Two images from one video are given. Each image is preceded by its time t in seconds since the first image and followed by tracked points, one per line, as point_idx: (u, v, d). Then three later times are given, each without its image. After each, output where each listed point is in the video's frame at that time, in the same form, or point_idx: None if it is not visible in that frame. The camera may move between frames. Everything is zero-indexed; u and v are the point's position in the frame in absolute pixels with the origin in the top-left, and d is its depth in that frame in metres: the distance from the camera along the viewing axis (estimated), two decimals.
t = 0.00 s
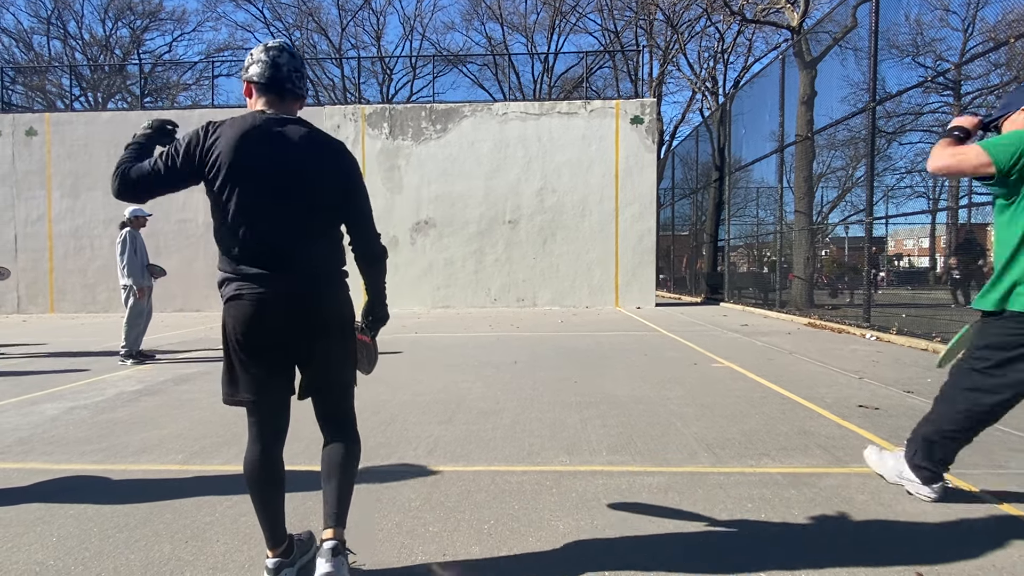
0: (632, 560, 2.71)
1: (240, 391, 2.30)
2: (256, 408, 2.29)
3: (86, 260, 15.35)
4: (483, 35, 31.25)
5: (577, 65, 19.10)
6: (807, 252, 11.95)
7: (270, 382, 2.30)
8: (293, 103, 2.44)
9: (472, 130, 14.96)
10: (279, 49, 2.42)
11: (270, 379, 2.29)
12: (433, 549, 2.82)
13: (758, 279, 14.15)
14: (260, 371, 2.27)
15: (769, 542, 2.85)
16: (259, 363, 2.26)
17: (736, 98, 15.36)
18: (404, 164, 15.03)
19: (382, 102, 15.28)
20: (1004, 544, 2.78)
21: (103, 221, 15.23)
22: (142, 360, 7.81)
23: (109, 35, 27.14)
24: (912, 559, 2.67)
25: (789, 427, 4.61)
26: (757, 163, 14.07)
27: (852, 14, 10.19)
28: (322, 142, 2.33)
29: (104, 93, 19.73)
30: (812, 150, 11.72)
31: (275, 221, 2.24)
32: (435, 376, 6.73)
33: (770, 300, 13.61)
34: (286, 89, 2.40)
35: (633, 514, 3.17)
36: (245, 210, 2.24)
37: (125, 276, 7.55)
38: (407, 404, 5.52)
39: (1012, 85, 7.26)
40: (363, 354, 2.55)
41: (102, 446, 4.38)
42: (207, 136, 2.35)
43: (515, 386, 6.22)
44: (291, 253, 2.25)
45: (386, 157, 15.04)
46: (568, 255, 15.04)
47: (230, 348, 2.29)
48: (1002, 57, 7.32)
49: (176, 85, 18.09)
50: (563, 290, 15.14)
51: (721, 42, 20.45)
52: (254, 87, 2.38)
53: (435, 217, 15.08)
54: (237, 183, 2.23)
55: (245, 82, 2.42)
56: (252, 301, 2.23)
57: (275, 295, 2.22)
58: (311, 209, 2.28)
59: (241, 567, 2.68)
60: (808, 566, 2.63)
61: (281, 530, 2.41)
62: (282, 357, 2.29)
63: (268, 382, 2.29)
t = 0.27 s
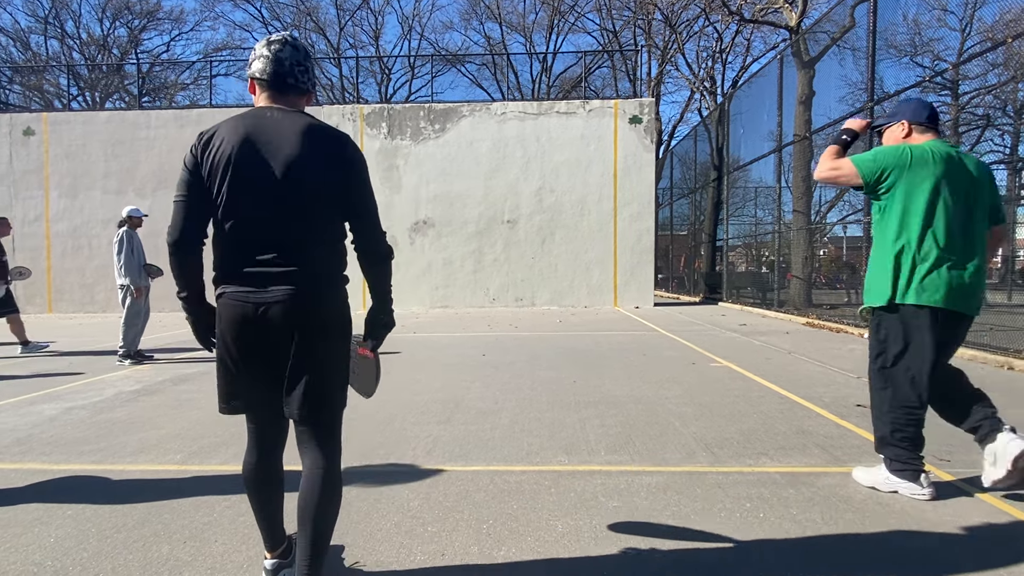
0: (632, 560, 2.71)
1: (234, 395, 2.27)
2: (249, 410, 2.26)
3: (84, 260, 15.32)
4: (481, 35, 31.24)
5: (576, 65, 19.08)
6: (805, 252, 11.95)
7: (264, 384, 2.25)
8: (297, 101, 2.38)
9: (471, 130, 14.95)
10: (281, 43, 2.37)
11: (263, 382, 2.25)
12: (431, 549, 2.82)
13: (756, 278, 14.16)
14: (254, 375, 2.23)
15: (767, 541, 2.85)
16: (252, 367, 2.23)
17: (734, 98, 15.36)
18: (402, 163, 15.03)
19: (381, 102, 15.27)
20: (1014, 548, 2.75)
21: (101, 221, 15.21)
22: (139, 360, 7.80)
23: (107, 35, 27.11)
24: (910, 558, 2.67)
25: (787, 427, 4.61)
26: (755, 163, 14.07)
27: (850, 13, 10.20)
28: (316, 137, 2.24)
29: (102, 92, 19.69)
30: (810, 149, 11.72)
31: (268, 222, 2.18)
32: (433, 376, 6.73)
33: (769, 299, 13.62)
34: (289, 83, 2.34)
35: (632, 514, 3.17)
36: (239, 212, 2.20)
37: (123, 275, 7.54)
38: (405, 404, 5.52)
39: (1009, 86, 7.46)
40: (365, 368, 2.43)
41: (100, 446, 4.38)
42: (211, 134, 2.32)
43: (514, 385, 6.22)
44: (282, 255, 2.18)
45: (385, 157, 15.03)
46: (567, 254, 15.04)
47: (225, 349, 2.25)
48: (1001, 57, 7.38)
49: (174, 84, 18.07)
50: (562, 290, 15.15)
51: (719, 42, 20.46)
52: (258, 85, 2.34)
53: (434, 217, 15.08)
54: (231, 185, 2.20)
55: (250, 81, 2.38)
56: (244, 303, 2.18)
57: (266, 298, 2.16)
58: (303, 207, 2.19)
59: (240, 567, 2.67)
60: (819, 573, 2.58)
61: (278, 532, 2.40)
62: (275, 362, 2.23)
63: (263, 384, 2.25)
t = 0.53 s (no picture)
0: (630, 560, 2.71)
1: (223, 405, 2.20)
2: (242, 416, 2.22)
3: (81, 260, 15.29)
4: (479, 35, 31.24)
5: (574, 65, 19.10)
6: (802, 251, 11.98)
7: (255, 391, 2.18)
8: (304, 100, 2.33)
9: (469, 130, 14.95)
10: (284, 41, 2.32)
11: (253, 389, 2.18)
12: (429, 549, 2.82)
13: (754, 278, 14.18)
14: (245, 383, 2.17)
15: (765, 541, 2.86)
16: (243, 374, 2.16)
17: (732, 98, 15.37)
18: (400, 163, 15.02)
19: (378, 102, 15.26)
20: (1010, 547, 2.75)
21: (98, 221, 15.18)
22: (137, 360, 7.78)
23: (104, 35, 27.07)
24: (906, 558, 2.68)
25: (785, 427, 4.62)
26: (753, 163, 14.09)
27: (847, 14, 10.22)
28: (316, 134, 2.14)
29: (99, 92, 19.66)
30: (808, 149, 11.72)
31: (264, 222, 2.10)
32: (431, 377, 6.73)
33: (766, 299, 13.65)
34: (295, 83, 2.30)
35: (630, 514, 3.17)
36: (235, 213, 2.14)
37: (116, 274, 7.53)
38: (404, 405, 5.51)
39: (1006, 85, 7.53)
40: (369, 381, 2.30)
41: (96, 447, 4.37)
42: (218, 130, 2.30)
43: (512, 386, 6.22)
44: (275, 258, 2.08)
45: (383, 157, 15.01)
46: (565, 254, 15.05)
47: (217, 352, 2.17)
48: (997, 57, 7.41)
49: (171, 84, 18.03)
50: (560, 290, 15.16)
51: (717, 42, 20.48)
52: (265, 86, 2.30)
53: (432, 217, 15.07)
54: (230, 185, 2.15)
55: (256, 82, 2.35)
56: (234, 306, 2.10)
57: (258, 302, 2.07)
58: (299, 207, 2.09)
59: (238, 568, 2.67)
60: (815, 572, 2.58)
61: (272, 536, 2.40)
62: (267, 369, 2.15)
63: (254, 391, 2.18)
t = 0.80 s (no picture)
0: (627, 561, 2.72)
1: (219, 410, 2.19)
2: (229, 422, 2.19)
3: (77, 261, 15.25)
4: (477, 36, 31.23)
5: (571, 66, 19.09)
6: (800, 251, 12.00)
7: (244, 395, 2.16)
8: (299, 91, 2.31)
9: (466, 130, 14.95)
10: (279, 28, 2.30)
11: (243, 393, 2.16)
12: (427, 550, 2.82)
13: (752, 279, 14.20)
14: (234, 385, 2.15)
15: (762, 542, 2.86)
16: (232, 376, 2.15)
17: (729, 98, 15.38)
18: (398, 164, 15.01)
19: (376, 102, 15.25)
20: (1005, 547, 2.76)
21: (95, 221, 15.14)
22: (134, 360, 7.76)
23: (100, 35, 27.02)
24: (902, 558, 2.69)
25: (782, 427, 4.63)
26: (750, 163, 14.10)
27: (844, 14, 10.25)
28: (300, 129, 2.11)
29: (95, 93, 19.61)
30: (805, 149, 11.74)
31: (254, 220, 2.09)
32: (430, 377, 6.73)
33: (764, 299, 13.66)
34: (290, 72, 2.28)
35: (628, 515, 3.17)
36: (223, 211, 2.14)
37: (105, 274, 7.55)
38: (402, 405, 5.51)
39: (1001, 85, 7.53)
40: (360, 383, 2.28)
41: (93, 449, 4.36)
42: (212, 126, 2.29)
43: (510, 386, 6.22)
44: (261, 257, 2.07)
45: (380, 157, 15.01)
46: (562, 254, 15.05)
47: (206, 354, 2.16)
48: (993, 57, 7.42)
49: (168, 85, 17.99)
50: (558, 291, 15.16)
51: (714, 42, 20.50)
52: (260, 76, 2.29)
53: (430, 217, 15.07)
54: (218, 183, 2.15)
55: (251, 71, 2.34)
56: (221, 306, 2.09)
57: (245, 303, 2.06)
58: (282, 204, 2.07)
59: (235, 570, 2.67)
60: (812, 572, 2.59)
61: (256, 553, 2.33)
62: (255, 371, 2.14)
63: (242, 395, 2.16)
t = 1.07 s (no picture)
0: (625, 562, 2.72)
1: (188, 408, 2.13)
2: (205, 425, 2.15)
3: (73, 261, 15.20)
4: (474, 36, 31.21)
5: (569, 66, 19.07)
6: (797, 251, 12.03)
7: (224, 396, 2.14)
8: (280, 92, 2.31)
9: (464, 130, 14.94)
10: (258, 29, 2.30)
11: (223, 395, 2.14)
12: (425, 551, 2.83)
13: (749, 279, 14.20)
14: (214, 386, 2.13)
15: (761, 541, 2.87)
16: (214, 375, 2.13)
17: (726, 99, 15.40)
18: (395, 164, 15.01)
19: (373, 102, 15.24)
20: (1001, 545, 2.78)
21: (91, 222, 15.10)
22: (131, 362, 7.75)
23: (96, 36, 26.95)
24: (899, 557, 2.70)
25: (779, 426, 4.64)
26: (747, 164, 14.12)
27: (840, 15, 10.28)
28: (282, 127, 2.11)
29: (92, 93, 19.57)
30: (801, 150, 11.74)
31: (236, 218, 2.08)
32: (428, 378, 6.72)
33: (761, 299, 13.67)
34: (270, 73, 2.28)
35: (626, 515, 3.18)
36: (206, 211, 2.14)
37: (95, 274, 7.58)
38: (400, 406, 5.51)
39: (997, 86, 7.55)
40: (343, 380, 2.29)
41: (90, 450, 4.35)
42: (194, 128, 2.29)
43: (508, 387, 6.22)
44: (245, 255, 2.07)
45: (377, 157, 15.01)
46: (559, 255, 15.06)
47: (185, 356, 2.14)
48: (988, 58, 7.40)
49: (165, 85, 17.95)
50: (556, 291, 15.16)
51: (711, 43, 20.52)
52: (238, 79, 2.29)
53: (427, 218, 15.06)
54: (200, 184, 2.15)
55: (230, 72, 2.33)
56: (202, 305, 2.08)
57: (226, 301, 2.05)
58: (265, 204, 2.06)
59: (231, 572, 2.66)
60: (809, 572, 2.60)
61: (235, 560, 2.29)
62: (237, 370, 2.13)
63: (222, 397, 2.14)
